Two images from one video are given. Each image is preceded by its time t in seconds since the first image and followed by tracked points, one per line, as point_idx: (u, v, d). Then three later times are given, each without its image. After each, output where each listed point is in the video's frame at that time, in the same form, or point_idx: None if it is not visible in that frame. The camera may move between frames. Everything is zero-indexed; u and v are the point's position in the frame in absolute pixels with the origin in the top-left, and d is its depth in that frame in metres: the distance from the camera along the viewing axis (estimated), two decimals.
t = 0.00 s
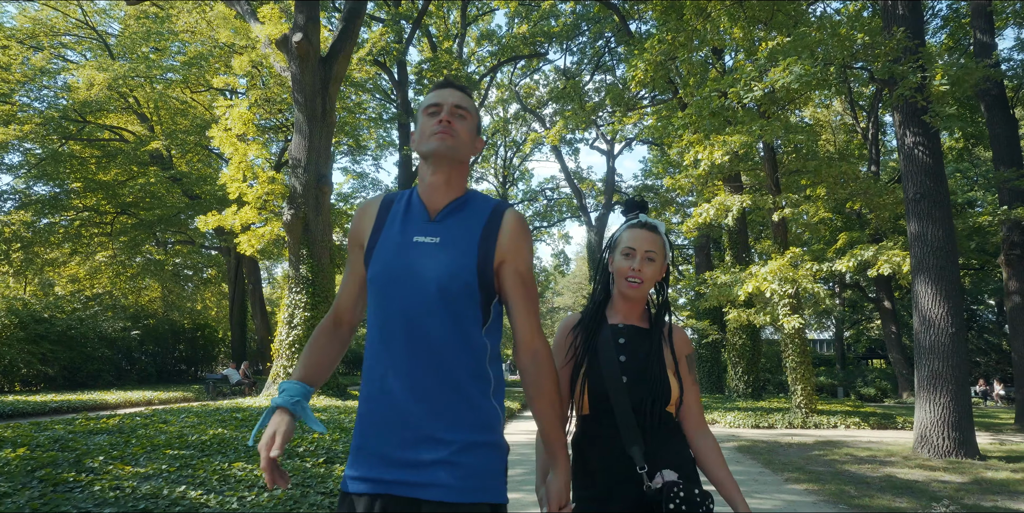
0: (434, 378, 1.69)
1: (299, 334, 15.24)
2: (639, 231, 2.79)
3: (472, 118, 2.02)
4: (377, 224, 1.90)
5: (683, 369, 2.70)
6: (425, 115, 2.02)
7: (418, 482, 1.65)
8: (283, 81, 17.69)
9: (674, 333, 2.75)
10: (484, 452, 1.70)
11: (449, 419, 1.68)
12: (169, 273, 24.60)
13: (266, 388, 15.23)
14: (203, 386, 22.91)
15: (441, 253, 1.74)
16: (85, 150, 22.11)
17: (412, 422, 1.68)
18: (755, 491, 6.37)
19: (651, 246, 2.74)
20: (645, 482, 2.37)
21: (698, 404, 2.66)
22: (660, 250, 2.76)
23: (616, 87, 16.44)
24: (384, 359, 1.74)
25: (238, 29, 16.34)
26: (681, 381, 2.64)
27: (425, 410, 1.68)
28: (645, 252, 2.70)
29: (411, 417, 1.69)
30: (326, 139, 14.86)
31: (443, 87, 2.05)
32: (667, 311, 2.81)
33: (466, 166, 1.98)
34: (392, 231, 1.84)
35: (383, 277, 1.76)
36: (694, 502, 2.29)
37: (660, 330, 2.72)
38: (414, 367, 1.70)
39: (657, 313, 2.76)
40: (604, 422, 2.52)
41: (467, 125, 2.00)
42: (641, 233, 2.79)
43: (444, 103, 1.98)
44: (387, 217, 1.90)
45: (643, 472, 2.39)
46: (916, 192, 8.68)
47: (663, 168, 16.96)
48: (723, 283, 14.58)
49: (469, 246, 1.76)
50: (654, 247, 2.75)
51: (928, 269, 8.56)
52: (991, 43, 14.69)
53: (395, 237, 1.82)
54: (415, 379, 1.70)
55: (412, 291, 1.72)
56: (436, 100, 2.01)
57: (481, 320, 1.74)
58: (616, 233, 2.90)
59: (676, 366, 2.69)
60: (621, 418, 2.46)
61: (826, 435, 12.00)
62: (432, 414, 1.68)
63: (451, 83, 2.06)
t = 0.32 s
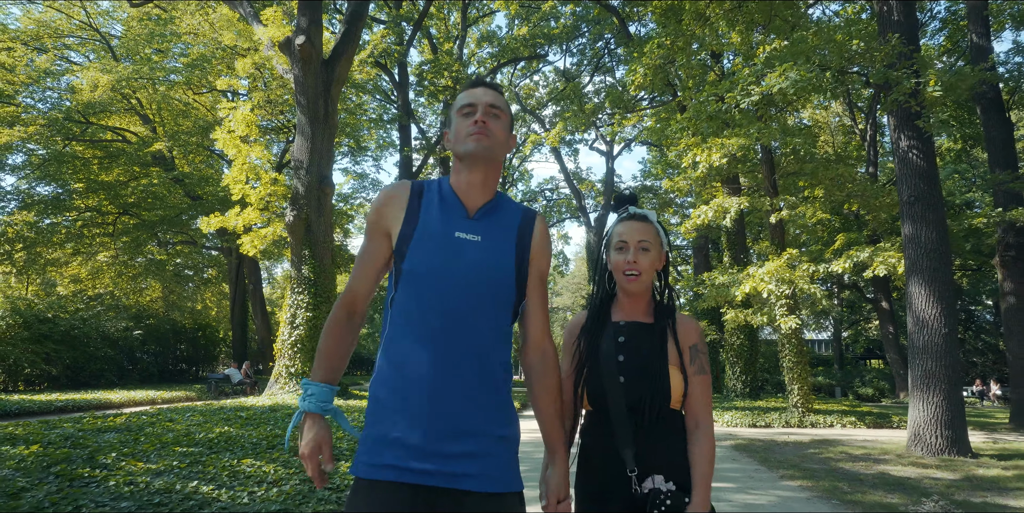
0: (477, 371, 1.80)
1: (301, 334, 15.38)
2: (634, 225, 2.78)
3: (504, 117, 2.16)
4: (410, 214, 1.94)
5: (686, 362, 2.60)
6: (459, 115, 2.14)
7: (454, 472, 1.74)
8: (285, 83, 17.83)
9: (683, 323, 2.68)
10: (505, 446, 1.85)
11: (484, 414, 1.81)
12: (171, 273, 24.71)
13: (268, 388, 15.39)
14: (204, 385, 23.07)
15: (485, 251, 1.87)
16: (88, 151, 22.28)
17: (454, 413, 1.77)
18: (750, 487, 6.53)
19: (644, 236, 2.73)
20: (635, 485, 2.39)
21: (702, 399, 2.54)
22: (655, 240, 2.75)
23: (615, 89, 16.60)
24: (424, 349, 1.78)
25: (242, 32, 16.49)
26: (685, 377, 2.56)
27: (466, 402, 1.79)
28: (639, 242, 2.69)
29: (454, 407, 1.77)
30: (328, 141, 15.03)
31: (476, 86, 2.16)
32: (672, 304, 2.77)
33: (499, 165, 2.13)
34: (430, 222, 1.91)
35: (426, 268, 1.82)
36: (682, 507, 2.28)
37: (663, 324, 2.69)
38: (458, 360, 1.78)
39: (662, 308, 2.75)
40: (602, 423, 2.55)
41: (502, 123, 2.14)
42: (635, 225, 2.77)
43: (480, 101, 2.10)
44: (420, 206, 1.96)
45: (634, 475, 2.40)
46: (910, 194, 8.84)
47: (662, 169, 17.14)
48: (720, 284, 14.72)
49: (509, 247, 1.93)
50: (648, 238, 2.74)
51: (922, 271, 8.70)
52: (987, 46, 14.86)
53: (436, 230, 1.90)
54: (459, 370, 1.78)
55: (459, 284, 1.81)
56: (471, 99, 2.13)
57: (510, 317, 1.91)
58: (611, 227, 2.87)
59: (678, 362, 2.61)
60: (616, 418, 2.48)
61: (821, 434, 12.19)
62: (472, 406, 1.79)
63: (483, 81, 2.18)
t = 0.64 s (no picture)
0: (487, 378, 1.90)
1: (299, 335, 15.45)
2: (633, 233, 2.71)
3: (513, 131, 2.28)
4: (424, 220, 2.01)
5: (701, 370, 2.52)
6: (470, 129, 2.27)
7: (455, 477, 1.81)
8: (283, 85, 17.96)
9: (696, 332, 2.60)
10: (504, 452, 1.94)
11: (490, 418, 1.90)
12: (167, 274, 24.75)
13: (266, 388, 15.51)
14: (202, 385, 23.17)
15: (496, 261, 1.99)
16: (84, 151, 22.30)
17: (467, 417, 1.85)
18: (741, 485, 6.70)
19: (648, 246, 2.68)
20: (661, 505, 2.33)
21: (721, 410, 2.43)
22: (658, 249, 2.70)
23: (612, 93, 16.78)
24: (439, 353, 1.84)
25: (240, 34, 16.58)
26: (700, 386, 2.48)
27: (476, 406, 1.87)
28: (645, 252, 2.63)
29: (466, 410, 1.85)
30: (326, 143, 15.13)
31: (487, 103, 2.29)
32: (680, 311, 2.70)
33: (506, 180, 2.25)
34: (445, 234, 1.97)
35: (442, 274, 1.89)
36: None
37: (673, 333, 2.61)
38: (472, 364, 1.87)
39: (669, 314, 2.69)
40: (622, 441, 2.50)
41: (510, 136, 2.26)
42: (635, 235, 2.70)
43: (493, 116, 2.23)
44: (435, 215, 2.02)
45: (657, 494, 2.33)
46: (899, 198, 9.02)
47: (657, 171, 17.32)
48: (715, 285, 14.86)
49: (513, 257, 2.06)
50: (651, 246, 2.68)
51: (910, 274, 8.90)
52: (976, 50, 15.16)
53: (450, 237, 1.97)
54: (471, 375, 1.87)
55: (473, 290, 1.90)
56: (482, 114, 2.27)
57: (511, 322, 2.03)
58: (610, 236, 2.80)
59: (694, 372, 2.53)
60: (635, 437, 2.41)
61: (812, 433, 12.40)
62: (482, 409, 1.88)
63: (495, 97, 2.31)
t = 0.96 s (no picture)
0: (473, 382, 1.90)
1: (299, 336, 15.53)
2: (644, 227, 2.68)
3: (488, 135, 2.25)
4: (403, 226, 2.02)
5: (719, 366, 2.61)
6: (445, 134, 2.23)
7: (458, 478, 1.84)
8: (282, 87, 18.10)
9: (705, 325, 2.66)
10: (491, 456, 1.95)
11: (483, 417, 1.92)
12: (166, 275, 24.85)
13: (266, 389, 15.64)
14: (201, 386, 23.34)
15: (479, 264, 1.98)
16: (83, 152, 22.42)
17: (455, 419, 1.85)
18: (735, 483, 6.85)
19: (659, 240, 2.65)
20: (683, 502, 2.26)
21: (738, 402, 2.58)
22: (667, 244, 2.67)
23: (609, 96, 16.97)
24: (422, 357, 1.83)
25: (240, 38, 16.72)
26: (719, 383, 2.56)
27: (464, 410, 1.87)
28: (658, 246, 2.61)
29: (455, 412, 1.86)
30: (325, 146, 15.27)
31: (463, 106, 2.24)
32: (690, 306, 2.71)
33: (483, 184, 2.21)
34: (426, 237, 1.97)
35: (424, 279, 1.88)
36: None
37: (688, 329, 2.61)
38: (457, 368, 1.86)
39: (681, 311, 2.68)
40: (643, 439, 2.40)
41: (485, 141, 2.22)
42: (646, 229, 2.67)
43: (467, 122, 2.20)
44: (411, 219, 2.04)
45: (683, 495, 2.24)
46: (890, 202, 9.20)
47: (653, 173, 17.49)
48: (710, 286, 14.96)
49: (496, 258, 2.04)
50: (662, 241, 2.66)
51: (901, 276, 9.06)
52: (968, 55, 15.35)
53: (431, 243, 1.96)
54: (454, 381, 1.86)
55: (457, 293, 1.89)
56: (457, 119, 2.22)
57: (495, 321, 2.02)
58: (618, 232, 2.76)
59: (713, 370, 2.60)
60: (659, 432, 2.33)
61: (806, 432, 12.59)
62: (466, 413, 1.88)
63: (473, 100, 2.26)
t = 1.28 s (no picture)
0: (446, 379, 1.93)
1: (300, 336, 15.67)
2: (649, 232, 2.78)
3: (458, 136, 2.25)
4: (375, 228, 2.08)
5: (712, 371, 2.74)
6: (415, 135, 2.23)
7: (428, 474, 1.85)
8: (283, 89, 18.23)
9: (699, 332, 2.80)
10: (473, 453, 1.94)
11: (465, 415, 1.95)
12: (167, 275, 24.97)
13: (268, 389, 15.78)
14: (202, 386, 23.49)
15: (450, 261, 2.01)
16: (85, 154, 22.56)
17: (427, 415, 1.89)
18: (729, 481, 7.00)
19: (662, 245, 2.75)
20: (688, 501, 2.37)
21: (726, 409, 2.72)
22: (671, 249, 2.77)
23: (608, 99, 17.11)
24: (395, 355, 1.91)
25: (242, 41, 16.87)
26: (712, 386, 2.69)
27: (439, 406, 1.90)
28: (658, 252, 2.71)
29: (429, 407, 1.90)
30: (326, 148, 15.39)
31: (433, 105, 2.23)
32: (688, 311, 2.84)
33: (454, 185, 2.23)
34: (397, 239, 2.03)
35: (395, 279, 1.95)
36: None
37: (685, 334, 2.74)
38: (427, 363, 1.90)
39: (678, 316, 2.81)
40: (640, 440, 2.53)
41: (455, 141, 2.23)
42: (652, 233, 2.77)
43: (434, 121, 2.19)
44: (384, 219, 2.10)
45: (687, 495, 2.36)
46: (883, 205, 9.36)
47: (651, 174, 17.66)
48: (707, 287, 15.11)
49: (470, 256, 2.06)
50: (665, 247, 2.76)
51: (893, 279, 9.23)
52: (961, 58, 15.55)
53: (401, 246, 2.01)
54: (425, 378, 1.90)
55: (425, 291, 1.94)
56: (427, 121, 2.21)
57: (475, 321, 2.04)
58: (622, 236, 2.87)
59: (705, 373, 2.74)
60: (658, 434, 2.46)
61: (802, 431, 12.76)
62: (434, 409, 1.90)
63: (443, 99, 2.26)
